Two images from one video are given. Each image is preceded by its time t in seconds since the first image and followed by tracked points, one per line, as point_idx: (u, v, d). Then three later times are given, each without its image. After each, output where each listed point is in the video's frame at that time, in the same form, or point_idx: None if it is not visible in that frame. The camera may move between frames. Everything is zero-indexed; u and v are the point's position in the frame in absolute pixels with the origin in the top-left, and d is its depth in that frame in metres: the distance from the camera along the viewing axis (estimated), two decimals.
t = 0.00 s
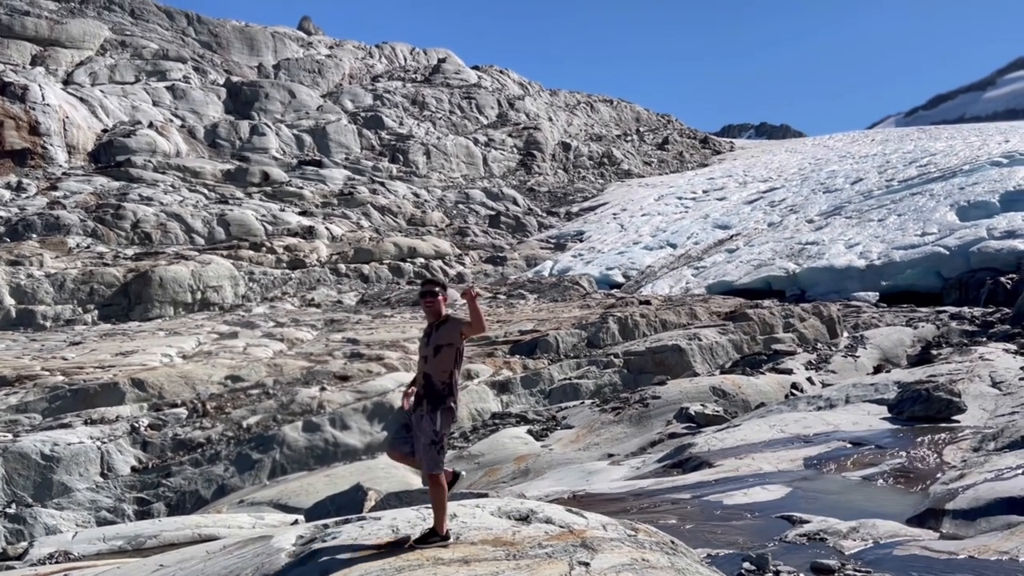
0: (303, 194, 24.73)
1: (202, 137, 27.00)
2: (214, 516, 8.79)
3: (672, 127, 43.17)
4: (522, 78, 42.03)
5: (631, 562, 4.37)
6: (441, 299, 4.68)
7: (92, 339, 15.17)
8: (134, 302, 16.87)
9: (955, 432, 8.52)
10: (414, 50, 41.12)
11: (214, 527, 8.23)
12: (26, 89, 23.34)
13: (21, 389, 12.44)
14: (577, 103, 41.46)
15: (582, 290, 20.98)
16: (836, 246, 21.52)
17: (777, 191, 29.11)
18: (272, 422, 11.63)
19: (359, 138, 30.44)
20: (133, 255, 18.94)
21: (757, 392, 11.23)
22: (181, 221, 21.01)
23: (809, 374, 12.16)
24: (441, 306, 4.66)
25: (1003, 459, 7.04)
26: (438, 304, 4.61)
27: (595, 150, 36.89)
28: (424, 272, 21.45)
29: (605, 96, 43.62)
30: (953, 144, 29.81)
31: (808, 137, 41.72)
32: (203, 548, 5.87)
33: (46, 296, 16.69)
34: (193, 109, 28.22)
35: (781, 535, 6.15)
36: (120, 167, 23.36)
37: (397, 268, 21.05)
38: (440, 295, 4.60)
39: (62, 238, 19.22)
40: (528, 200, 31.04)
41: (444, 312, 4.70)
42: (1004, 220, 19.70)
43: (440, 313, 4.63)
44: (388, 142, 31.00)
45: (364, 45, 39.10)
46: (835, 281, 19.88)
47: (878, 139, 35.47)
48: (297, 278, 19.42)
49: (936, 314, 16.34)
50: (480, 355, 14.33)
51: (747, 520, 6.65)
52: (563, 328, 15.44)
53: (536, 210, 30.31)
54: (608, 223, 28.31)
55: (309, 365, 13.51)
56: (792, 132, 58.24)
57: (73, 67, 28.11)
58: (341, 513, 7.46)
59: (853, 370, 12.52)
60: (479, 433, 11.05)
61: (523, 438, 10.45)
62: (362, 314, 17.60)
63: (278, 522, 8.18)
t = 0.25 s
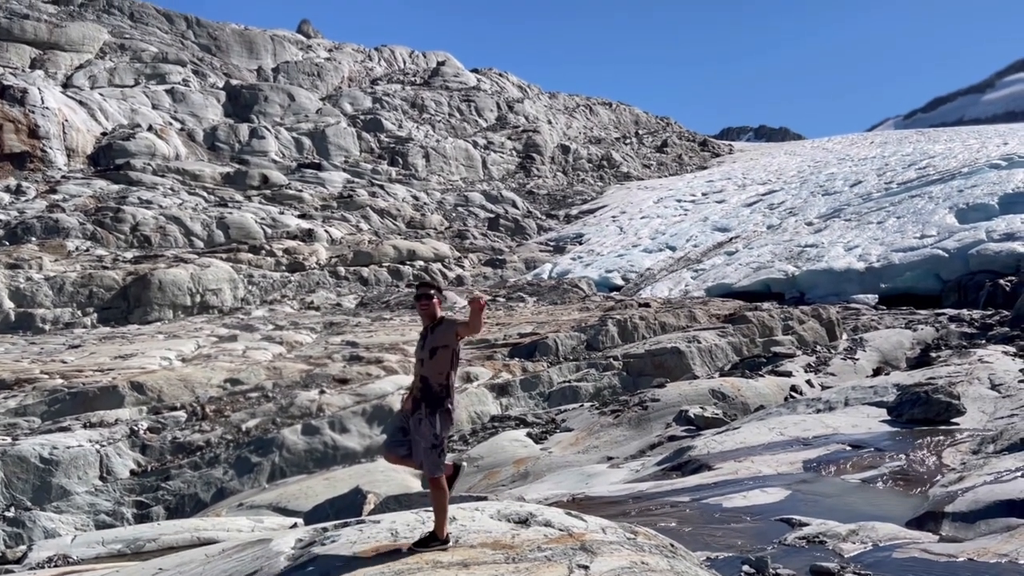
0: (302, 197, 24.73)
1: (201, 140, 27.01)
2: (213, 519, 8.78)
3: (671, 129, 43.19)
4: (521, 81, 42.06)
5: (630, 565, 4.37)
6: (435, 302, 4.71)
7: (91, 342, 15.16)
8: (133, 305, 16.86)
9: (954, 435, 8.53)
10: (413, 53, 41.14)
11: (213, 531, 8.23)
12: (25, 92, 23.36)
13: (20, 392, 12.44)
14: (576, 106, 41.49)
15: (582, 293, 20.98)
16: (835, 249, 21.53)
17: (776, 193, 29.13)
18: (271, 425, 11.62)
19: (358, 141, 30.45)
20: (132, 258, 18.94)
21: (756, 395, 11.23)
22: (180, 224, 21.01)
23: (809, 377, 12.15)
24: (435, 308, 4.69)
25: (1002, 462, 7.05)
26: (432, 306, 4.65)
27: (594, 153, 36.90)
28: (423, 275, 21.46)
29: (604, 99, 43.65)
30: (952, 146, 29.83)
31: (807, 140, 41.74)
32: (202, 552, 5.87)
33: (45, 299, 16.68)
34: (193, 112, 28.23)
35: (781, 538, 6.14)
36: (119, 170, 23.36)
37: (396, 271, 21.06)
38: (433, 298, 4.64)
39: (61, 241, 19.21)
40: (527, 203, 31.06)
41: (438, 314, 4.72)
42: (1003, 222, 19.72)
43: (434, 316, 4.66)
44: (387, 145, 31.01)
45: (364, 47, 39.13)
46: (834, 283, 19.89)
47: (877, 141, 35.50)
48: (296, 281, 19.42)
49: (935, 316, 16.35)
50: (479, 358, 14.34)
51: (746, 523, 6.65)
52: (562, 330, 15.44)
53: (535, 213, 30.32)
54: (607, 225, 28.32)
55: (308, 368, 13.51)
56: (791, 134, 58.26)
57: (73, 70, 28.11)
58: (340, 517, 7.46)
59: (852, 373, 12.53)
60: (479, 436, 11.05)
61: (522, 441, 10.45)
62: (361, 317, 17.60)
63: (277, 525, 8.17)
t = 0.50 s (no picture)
0: (302, 200, 24.74)
1: (200, 143, 27.02)
2: (213, 523, 8.78)
3: (671, 133, 43.21)
4: (521, 84, 42.08)
5: (629, 569, 4.37)
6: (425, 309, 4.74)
7: (90, 346, 15.15)
8: (132, 309, 16.86)
9: (954, 438, 8.53)
10: (412, 57, 41.17)
11: (213, 535, 8.22)
12: (25, 96, 23.39)
13: (19, 396, 12.43)
14: (575, 109, 41.51)
15: (581, 296, 20.98)
16: (834, 252, 21.54)
17: (775, 196, 29.14)
18: (271, 429, 11.62)
19: (358, 144, 30.47)
20: (131, 262, 18.94)
21: (756, 398, 11.22)
22: (180, 227, 21.02)
23: (809, 380, 12.15)
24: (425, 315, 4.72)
25: (1003, 465, 7.04)
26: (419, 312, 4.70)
27: (594, 157, 36.91)
28: (423, 278, 21.46)
29: (603, 102, 43.69)
30: (951, 149, 29.84)
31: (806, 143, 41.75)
32: (201, 556, 5.88)
33: (44, 303, 16.67)
34: (192, 116, 28.25)
35: (781, 542, 6.14)
36: (118, 174, 23.37)
37: (396, 274, 21.07)
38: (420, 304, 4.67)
39: (60, 245, 19.22)
40: (526, 206, 31.07)
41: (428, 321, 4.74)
42: (1002, 225, 19.72)
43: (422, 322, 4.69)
44: (387, 149, 31.02)
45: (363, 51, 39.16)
46: (834, 286, 19.89)
47: (876, 145, 35.52)
48: (296, 285, 19.43)
49: (934, 319, 16.35)
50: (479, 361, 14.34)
51: (746, 526, 6.64)
52: (561, 334, 15.44)
53: (535, 217, 30.33)
54: (606, 229, 28.33)
55: (307, 372, 13.50)
56: (791, 138, 58.28)
57: (72, 74, 28.12)
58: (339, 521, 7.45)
59: (852, 376, 12.52)
60: (478, 439, 11.03)
61: (522, 444, 10.44)
62: (361, 320, 17.59)
63: (276, 529, 8.17)
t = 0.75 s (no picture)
0: (302, 204, 24.74)
1: (200, 147, 27.04)
2: (213, 527, 8.77)
3: (670, 136, 43.23)
4: (521, 88, 42.11)
5: (629, 573, 4.37)
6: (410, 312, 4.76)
7: (90, 350, 15.15)
8: (132, 312, 16.86)
9: (954, 441, 8.53)
10: (412, 60, 41.19)
11: (213, 539, 8.22)
12: (25, 100, 23.42)
13: (19, 400, 12.42)
14: (575, 112, 41.53)
15: (581, 299, 20.98)
16: (834, 254, 21.54)
17: (775, 199, 29.15)
18: (271, 433, 11.63)
19: (358, 148, 30.49)
20: (131, 266, 18.94)
21: (756, 401, 11.22)
22: (180, 231, 21.02)
23: (808, 383, 12.14)
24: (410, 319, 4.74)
25: (1002, 468, 7.04)
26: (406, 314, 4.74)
27: (593, 160, 36.92)
28: (423, 282, 21.46)
29: (603, 105, 43.71)
30: (951, 152, 29.85)
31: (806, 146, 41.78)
32: (201, 561, 5.88)
33: (44, 307, 16.67)
34: (192, 120, 28.26)
35: (781, 545, 6.14)
36: (118, 177, 23.38)
37: (396, 277, 21.08)
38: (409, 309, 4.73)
39: (60, 249, 19.21)
40: (526, 209, 31.07)
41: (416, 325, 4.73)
42: (1002, 228, 19.72)
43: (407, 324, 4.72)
44: (387, 152, 31.04)
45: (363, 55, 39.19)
46: (833, 289, 19.89)
47: (875, 147, 35.54)
48: (296, 288, 19.43)
49: (934, 322, 16.35)
50: (479, 364, 14.34)
51: (746, 530, 6.64)
52: (561, 337, 15.44)
53: (535, 220, 30.34)
54: (606, 232, 28.34)
55: (307, 375, 13.50)
56: (790, 140, 58.33)
57: (72, 78, 28.12)
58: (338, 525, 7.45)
59: (852, 379, 12.52)
60: (478, 443, 11.03)
61: (522, 448, 10.43)
62: (361, 324, 17.59)
63: (276, 533, 8.16)
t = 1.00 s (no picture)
0: (302, 208, 24.76)
1: (201, 151, 27.06)
2: (213, 531, 8.76)
3: (671, 139, 43.25)
4: (521, 91, 42.13)
5: None
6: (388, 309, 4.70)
7: (91, 354, 15.15)
8: (133, 316, 16.87)
9: (955, 445, 8.52)
10: (413, 64, 41.22)
11: (213, 543, 8.21)
12: (26, 104, 23.45)
13: (20, 404, 12.42)
14: (575, 116, 41.55)
15: (582, 302, 20.98)
16: (834, 258, 21.53)
17: (775, 203, 29.16)
18: (271, 436, 11.63)
19: (358, 152, 30.52)
20: (132, 269, 18.95)
21: (757, 404, 11.22)
22: (181, 234, 21.04)
23: (809, 387, 12.14)
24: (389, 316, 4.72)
25: (1004, 471, 7.03)
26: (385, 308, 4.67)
27: (593, 163, 36.93)
28: (423, 285, 21.47)
29: (603, 109, 43.72)
30: (951, 155, 29.85)
31: (806, 149, 41.80)
32: (202, 566, 5.89)
33: (45, 310, 16.66)
34: (193, 124, 28.26)
35: (782, 549, 6.13)
36: (119, 181, 23.39)
37: (396, 281, 21.09)
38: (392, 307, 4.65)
39: (61, 253, 19.22)
40: (526, 213, 31.07)
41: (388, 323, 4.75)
42: (1002, 231, 19.71)
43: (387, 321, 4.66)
44: (387, 156, 31.06)
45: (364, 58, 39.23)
46: (834, 292, 19.90)
47: (876, 150, 35.55)
48: (296, 292, 19.42)
49: (935, 325, 16.35)
50: (479, 368, 14.33)
51: (747, 534, 6.63)
52: (562, 340, 15.44)
53: (535, 223, 30.33)
54: (606, 235, 28.35)
55: (308, 379, 13.50)
56: (790, 144, 58.38)
57: (73, 81, 28.14)
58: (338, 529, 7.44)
59: (853, 382, 12.52)
60: (479, 446, 11.02)
61: (522, 452, 10.42)
62: (361, 327, 17.58)
63: (277, 537, 8.15)
